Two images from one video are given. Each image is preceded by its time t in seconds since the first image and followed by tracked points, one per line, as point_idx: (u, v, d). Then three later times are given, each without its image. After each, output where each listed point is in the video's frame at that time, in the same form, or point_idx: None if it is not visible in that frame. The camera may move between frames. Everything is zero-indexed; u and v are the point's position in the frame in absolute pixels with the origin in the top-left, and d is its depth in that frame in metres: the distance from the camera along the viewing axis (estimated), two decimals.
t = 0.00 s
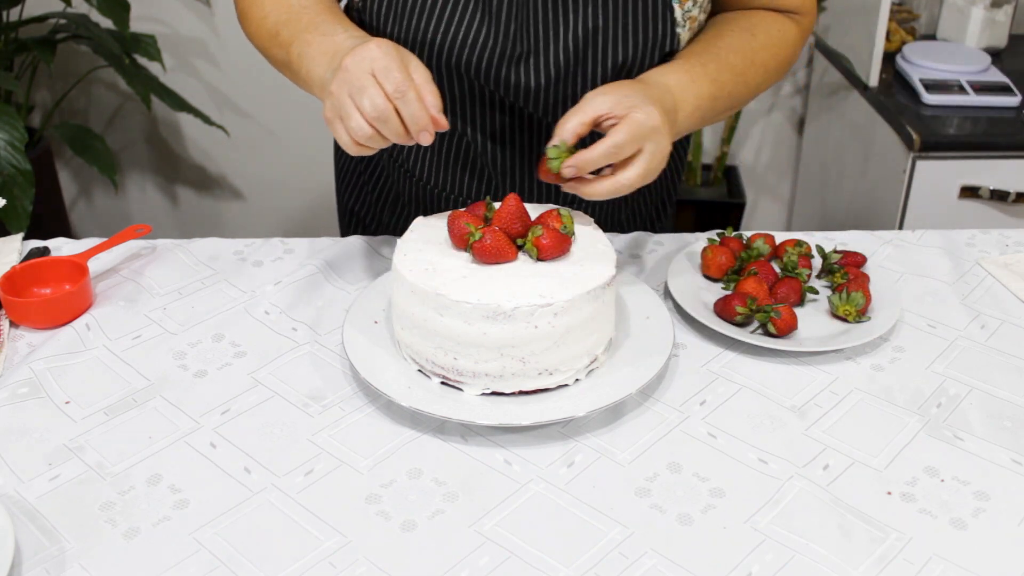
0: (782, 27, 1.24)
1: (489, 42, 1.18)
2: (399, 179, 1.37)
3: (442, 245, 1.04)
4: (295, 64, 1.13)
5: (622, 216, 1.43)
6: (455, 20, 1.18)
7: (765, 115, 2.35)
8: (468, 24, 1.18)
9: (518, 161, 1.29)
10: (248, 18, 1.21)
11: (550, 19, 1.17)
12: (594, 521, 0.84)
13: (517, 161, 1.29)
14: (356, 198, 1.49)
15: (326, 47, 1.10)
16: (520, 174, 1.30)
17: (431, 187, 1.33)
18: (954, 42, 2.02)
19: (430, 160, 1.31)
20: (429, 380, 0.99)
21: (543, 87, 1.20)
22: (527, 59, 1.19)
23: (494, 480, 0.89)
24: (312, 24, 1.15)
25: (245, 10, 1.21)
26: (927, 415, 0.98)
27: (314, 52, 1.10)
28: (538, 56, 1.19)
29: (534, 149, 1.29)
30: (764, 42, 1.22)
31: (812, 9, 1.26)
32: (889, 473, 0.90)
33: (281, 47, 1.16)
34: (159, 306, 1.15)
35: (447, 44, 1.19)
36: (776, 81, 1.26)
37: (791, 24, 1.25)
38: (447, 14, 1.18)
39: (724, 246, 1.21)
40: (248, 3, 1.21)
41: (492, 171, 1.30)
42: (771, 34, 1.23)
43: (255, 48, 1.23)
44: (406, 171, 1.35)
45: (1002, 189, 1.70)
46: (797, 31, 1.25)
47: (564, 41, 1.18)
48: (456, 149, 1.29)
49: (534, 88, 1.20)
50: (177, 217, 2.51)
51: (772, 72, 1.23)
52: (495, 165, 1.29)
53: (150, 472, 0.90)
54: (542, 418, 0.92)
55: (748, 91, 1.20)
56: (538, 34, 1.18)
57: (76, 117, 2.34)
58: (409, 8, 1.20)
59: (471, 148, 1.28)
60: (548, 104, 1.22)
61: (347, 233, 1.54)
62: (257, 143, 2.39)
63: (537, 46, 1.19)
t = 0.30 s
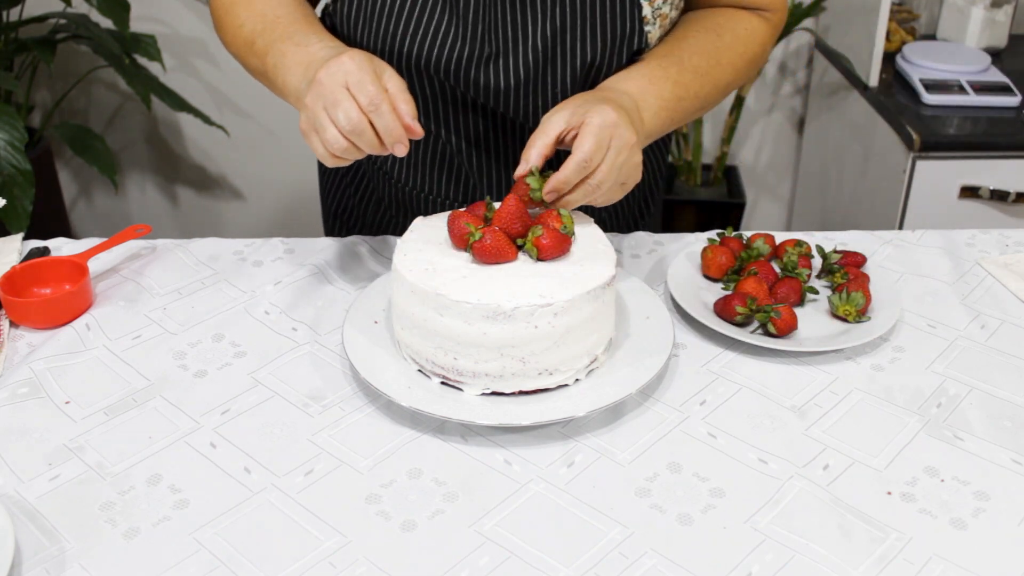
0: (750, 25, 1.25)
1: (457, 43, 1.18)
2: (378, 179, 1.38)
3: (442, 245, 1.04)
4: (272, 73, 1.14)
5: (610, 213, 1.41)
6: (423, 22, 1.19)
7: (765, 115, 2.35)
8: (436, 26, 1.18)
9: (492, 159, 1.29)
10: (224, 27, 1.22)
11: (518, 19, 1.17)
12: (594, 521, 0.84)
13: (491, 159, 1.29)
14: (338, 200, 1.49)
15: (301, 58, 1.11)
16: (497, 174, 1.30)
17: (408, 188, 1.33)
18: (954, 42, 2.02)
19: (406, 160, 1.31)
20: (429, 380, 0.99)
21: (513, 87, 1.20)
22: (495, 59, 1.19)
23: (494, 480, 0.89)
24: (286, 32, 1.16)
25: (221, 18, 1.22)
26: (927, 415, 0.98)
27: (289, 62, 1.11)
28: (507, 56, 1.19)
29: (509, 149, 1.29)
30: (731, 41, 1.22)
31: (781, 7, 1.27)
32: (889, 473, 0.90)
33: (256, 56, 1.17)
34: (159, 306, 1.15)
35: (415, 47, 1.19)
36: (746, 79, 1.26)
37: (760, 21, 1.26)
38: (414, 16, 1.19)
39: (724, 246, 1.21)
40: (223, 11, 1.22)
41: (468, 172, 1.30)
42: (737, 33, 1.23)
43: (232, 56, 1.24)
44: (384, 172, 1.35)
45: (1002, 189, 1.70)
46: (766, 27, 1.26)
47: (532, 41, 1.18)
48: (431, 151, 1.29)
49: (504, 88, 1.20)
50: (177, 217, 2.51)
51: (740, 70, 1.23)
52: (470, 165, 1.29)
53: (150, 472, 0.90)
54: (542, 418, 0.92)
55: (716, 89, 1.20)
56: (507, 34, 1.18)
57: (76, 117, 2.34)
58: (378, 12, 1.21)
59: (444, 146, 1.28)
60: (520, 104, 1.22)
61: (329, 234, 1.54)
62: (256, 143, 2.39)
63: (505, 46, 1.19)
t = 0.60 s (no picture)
0: (727, 28, 1.26)
1: (438, 49, 1.18)
2: (362, 184, 1.39)
3: (442, 245, 1.04)
4: (255, 81, 1.15)
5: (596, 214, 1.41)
6: (403, 29, 1.18)
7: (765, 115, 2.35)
8: (417, 32, 1.18)
9: (473, 164, 1.30)
10: (204, 34, 1.22)
11: (498, 24, 1.17)
12: (594, 521, 0.84)
13: (472, 163, 1.30)
14: (322, 201, 1.50)
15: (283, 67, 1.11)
16: (481, 177, 1.31)
17: (393, 192, 1.34)
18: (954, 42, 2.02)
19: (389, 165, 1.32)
20: (429, 380, 0.99)
21: (494, 92, 1.20)
22: (477, 65, 1.19)
23: (494, 480, 0.89)
24: (267, 40, 1.16)
25: (201, 25, 1.22)
26: (927, 415, 0.98)
27: (273, 70, 1.12)
28: (488, 62, 1.19)
29: (493, 154, 1.29)
30: (708, 44, 1.24)
31: (758, 9, 1.28)
32: (889, 473, 0.90)
33: (238, 64, 1.17)
34: (159, 307, 1.15)
35: (396, 54, 1.19)
36: (725, 82, 1.28)
37: (737, 24, 1.27)
38: (394, 22, 1.18)
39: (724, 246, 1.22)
40: (203, 18, 1.22)
41: (451, 175, 1.30)
42: (714, 35, 1.25)
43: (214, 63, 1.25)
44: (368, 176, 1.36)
45: (1002, 189, 1.69)
46: (743, 28, 1.27)
47: (513, 46, 1.18)
48: (415, 155, 1.30)
49: (486, 93, 1.20)
50: (177, 217, 2.51)
51: (719, 72, 1.25)
52: (453, 169, 1.30)
53: (150, 472, 0.90)
54: (542, 418, 0.92)
55: (695, 93, 1.22)
56: (487, 40, 1.18)
57: (76, 117, 2.34)
58: (357, 18, 1.20)
59: (426, 152, 1.29)
60: (501, 109, 1.22)
61: (313, 234, 1.55)
62: (256, 143, 2.39)
63: (486, 52, 1.18)
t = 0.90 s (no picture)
0: (717, 35, 1.28)
1: (431, 56, 1.17)
2: (353, 188, 1.39)
3: (442, 245, 1.04)
4: (249, 87, 1.15)
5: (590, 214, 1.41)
6: (396, 35, 1.18)
7: (765, 115, 2.35)
8: (410, 39, 1.17)
9: (465, 167, 1.30)
10: (198, 39, 1.22)
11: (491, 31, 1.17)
12: (594, 521, 0.84)
13: (465, 167, 1.30)
14: (313, 204, 1.49)
15: (277, 73, 1.11)
16: (474, 181, 1.32)
17: (386, 196, 1.35)
18: (954, 42, 2.02)
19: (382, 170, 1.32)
20: (430, 380, 0.99)
21: (487, 98, 1.20)
22: (470, 71, 1.19)
23: (494, 480, 0.89)
24: (260, 47, 1.16)
25: (194, 30, 1.23)
26: (927, 415, 0.98)
27: (267, 76, 1.12)
28: (481, 68, 1.19)
29: (485, 158, 1.30)
30: (698, 50, 1.25)
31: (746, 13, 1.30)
32: (889, 473, 0.90)
33: (232, 69, 1.18)
34: (159, 307, 1.15)
35: (390, 60, 1.18)
36: (714, 87, 1.28)
37: (726, 30, 1.28)
38: (387, 28, 1.18)
39: (724, 246, 1.22)
40: (197, 24, 1.22)
41: (445, 179, 1.31)
42: (704, 41, 1.26)
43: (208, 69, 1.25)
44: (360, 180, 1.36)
45: (1002, 189, 1.69)
46: (731, 34, 1.29)
47: (506, 52, 1.18)
48: (408, 160, 1.30)
49: (479, 99, 1.20)
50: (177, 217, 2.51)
51: (710, 76, 1.26)
52: (446, 173, 1.30)
53: (151, 472, 0.90)
54: (542, 418, 0.92)
55: (687, 97, 1.23)
56: (480, 46, 1.18)
57: (76, 117, 2.34)
58: (350, 24, 1.19)
59: (417, 156, 1.29)
60: (494, 114, 1.22)
61: (304, 237, 1.55)
62: (256, 143, 2.39)
63: (479, 59, 1.18)
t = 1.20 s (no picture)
0: (724, 31, 1.27)
1: (432, 57, 1.17)
2: (352, 189, 1.39)
3: (442, 245, 1.04)
4: (248, 89, 1.15)
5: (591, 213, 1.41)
6: (397, 37, 1.18)
7: (765, 115, 2.35)
8: (411, 40, 1.17)
9: (464, 169, 1.30)
10: (196, 41, 1.22)
11: (491, 32, 1.17)
12: (594, 521, 0.84)
13: (463, 169, 1.30)
14: (312, 204, 1.49)
15: (275, 76, 1.11)
16: (473, 183, 1.32)
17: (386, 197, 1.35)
18: (954, 42, 2.02)
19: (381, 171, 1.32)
20: (430, 380, 0.99)
21: (487, 100, 1.20)
22: (470, 73, 1.19)
23: (493, 480, 0.89)
24: (258, 49, 1.16)
25: (192, 32, 1.23)
26: (927, 415, 0.98)
27: (265, 79, 1.12)
28: (481, 70, 1.18)
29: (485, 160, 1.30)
30: (705, 47, 1.25)
31: (752, 10, 1.29)
32: (889, 473, 0.90)
33: (230, 72, 1.18)
34: (159, 306, 1.15)
35: (390, 61, 1.18)
36: (721, 84, 1.28)
37: (732, 25, 1.28)
38: (388, 29, 1.18)
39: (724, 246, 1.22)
40: (195, 26, 1.22)
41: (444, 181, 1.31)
42: (710, 37, 1.26)
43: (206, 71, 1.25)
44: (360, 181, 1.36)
45: (1002, 189, 1.69)
46: (738, 30, 1.28)
47: (506, 54, 1.18)
48: (408, 161, 1.30)
49: (479, 101, 1.20)
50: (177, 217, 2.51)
51: (716, 72, 1.25)
52: (446, 175, 1.30)
53: (151, 472, 0.90)
54: (542, 418, 0.92)
55: (693, 93, 1.22)
56: (480, 48, 1.18)
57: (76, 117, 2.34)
58: (350, 25, 1.19)
59: (417, 158, 1.29)
60: (494, 116, 1.22)
61: (303, 237, 1.54)
62: (256, 143, 2.39)
63: (479, 60, 1.18)
